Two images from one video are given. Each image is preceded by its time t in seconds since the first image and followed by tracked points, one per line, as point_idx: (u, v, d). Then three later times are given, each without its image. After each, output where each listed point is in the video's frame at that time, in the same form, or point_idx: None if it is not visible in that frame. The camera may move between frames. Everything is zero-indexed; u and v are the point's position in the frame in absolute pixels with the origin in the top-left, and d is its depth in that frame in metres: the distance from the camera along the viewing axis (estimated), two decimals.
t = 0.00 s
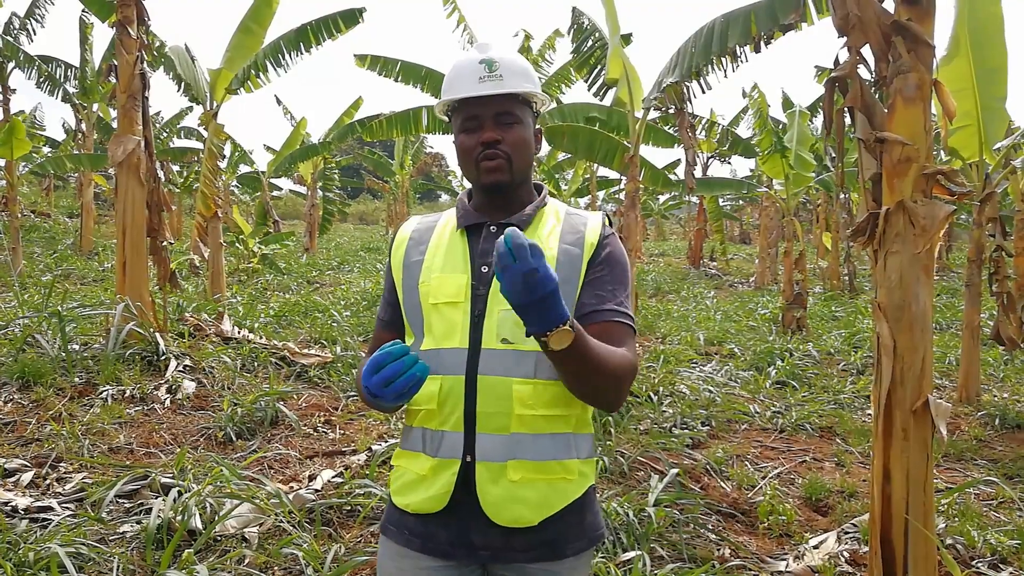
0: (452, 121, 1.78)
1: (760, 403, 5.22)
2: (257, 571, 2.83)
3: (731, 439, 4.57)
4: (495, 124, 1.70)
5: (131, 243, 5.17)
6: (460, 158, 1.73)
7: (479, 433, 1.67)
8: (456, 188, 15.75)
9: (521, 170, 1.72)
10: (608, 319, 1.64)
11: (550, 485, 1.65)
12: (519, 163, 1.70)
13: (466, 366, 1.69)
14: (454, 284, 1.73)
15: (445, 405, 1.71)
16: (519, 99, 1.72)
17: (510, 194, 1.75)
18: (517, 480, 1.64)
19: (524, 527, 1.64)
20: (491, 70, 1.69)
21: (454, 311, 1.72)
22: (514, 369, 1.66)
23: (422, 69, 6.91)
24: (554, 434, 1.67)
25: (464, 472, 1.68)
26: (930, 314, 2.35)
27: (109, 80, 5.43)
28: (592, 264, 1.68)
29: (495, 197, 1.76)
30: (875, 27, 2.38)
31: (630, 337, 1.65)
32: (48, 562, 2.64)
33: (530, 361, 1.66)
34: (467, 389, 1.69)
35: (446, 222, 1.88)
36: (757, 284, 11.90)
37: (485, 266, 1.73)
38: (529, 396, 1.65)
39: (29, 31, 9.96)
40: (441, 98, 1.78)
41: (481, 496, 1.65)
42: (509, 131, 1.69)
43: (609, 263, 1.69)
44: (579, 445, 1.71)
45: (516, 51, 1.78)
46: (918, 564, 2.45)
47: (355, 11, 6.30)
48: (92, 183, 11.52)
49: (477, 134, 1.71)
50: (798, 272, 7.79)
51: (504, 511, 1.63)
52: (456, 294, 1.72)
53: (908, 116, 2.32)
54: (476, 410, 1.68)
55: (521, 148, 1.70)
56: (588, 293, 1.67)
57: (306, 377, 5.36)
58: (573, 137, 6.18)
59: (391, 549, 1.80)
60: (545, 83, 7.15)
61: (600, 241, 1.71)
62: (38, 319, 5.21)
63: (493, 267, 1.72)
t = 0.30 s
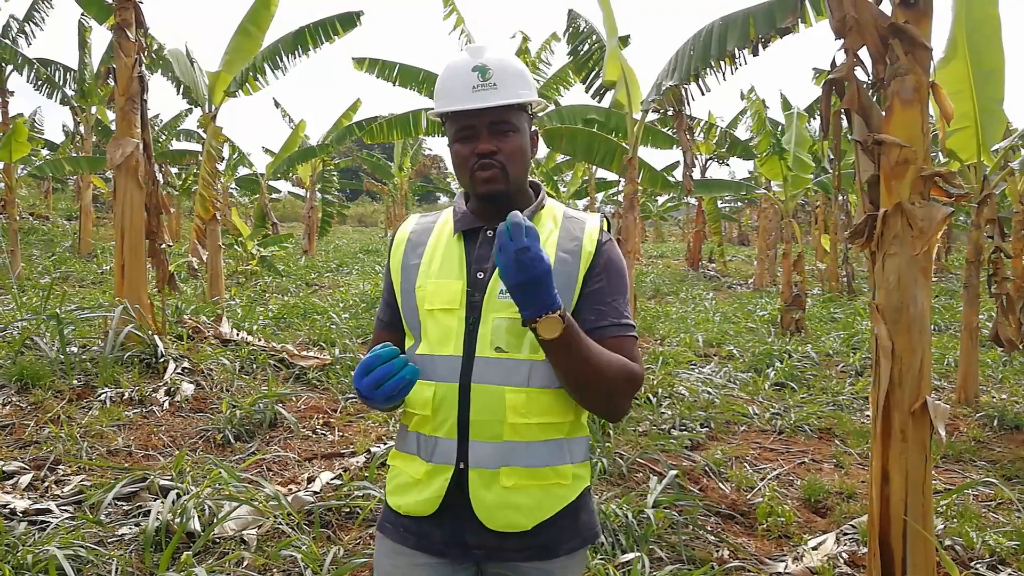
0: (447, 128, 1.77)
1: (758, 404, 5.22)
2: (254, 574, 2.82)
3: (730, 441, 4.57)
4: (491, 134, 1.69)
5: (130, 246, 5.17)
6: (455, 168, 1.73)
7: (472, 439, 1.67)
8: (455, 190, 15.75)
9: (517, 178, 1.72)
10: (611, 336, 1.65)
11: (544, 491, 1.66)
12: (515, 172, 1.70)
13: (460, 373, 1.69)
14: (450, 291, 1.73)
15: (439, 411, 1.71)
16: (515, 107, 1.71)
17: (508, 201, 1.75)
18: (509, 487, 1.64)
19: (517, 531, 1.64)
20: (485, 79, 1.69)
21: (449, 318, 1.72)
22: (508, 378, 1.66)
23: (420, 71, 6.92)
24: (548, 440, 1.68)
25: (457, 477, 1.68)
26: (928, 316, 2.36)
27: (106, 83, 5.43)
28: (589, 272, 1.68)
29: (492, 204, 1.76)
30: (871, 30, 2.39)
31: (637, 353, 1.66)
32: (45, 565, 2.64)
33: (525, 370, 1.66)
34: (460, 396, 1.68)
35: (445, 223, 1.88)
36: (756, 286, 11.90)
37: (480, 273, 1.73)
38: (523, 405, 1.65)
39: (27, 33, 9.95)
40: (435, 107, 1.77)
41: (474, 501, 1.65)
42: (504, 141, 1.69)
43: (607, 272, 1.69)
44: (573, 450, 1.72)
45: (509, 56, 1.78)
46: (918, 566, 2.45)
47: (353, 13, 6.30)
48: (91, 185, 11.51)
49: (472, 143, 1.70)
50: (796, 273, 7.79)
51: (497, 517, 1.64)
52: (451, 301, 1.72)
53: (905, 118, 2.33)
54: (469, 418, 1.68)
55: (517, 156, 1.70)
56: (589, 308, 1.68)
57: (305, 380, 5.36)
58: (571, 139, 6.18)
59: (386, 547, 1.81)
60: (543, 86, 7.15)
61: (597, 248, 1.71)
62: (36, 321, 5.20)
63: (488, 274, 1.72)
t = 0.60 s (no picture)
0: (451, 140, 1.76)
1: (758, 407, 5.22)
2: None
3: (730, 444, 4.58)
4: (495, 154, 1.68)
5: (129, 248, 5.17)
6: (459, 186, 1.73)
7: (473, 447, 1.68)
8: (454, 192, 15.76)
9: (521, 197, 1.72)
10: (614, 353, 1.68)
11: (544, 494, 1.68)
12: (520, 190, 1.70)
13: (461, 383, 1.69)
14: (450, 300, 1.72)
15: (440, 420, 1.71)
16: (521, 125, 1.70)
17: (511, 219, 1.76)
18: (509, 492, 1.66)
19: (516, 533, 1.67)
20: (492, 98, 1.69)
21: (450, 328, 1.72)
22: (508, 389, 1.66)
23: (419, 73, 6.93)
24: (547, 446, 1.70)
25: (457, 482, 1.70)
26: (928, 318, 2.36)
27: (106, 85, 5.43)
28: (590, 284, 1.67)
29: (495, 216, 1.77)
30: (871, 32, 2.39)
31: (637, 364, 1.72)
32: (45, 568, 2.63)
33: (523, 382, 1.66)
34: (461, 406, 1.69)
35: (446, 221, 1.86)
36: (756, 288, 11.91)
37: (481, 282, 1.73)
38: (523, 415, 1.66)
39: (27, 35, 9.95)
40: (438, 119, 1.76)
41: (475, 506, 1.67)
42: (509, 160, 1.68)
43: (609, 285, 1.69)
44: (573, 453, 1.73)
45: (515, 69, 1.76)
46: (918, 568, 2.45)
47: (352, 15, 6.31)
48: (90, 187, 11.51)
49: (476, 161, 1.69)
50: (796, 276, 7.80)
51: (497, 520, 1.66)
52: (453, 311, 1.71)
53: (904, 121, 2.34)
54: (469, 428, 1.68)
55: (521, 176, 1.70)
56: (595, 327, 1.69)
57: (305, 382, 5.36)
58: (571, 142, 6.18)
59: (389, 544, 1.82)
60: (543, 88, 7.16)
61: (600, 258, 1.70)
62: (36, 324, 5.20)
63: (490, 283, 1.72)
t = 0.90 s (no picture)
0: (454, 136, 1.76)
1: (756, 406, 5.23)
2: None
3: (727, 443, 4.58)
4: (499, 148, 1.69)
5: (126, 248, 5.18)
6: (462, 179, 1.72)
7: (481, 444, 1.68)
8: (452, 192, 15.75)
9: (524, 191, 1.72)
10: (613, 347, 1.69)
11: (550, 489, 1.68)
12: (523, 185, 1.70)
13: (469, 380, 1.70)
14: (457, 298, 1.72)
15: (449, 416, 1.71)
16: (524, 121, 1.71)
17: (513, 214, 1.76)
18: (517, 488, 1.66)
19: (524, 529, 1.68)
20: (496, 94, 1.69)
21: (457, 325, 1.72)
22: (516, 384, 1.66)
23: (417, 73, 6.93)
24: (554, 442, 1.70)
25: (466, 478, 1.69)
26: (925, 317, 2.36)
27: (103, 85, 5.43)
28: (593, 280, 1.68)
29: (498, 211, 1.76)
30: (867, 32, 2.40)
31: (631, 360, 1.72)
32: (43, 568, 2.63)
33: (530, 378, 1.66)
34: (470, 403, 1.69)
35: (446, 221, 1.85)
36: (753, 288, 11.91)
37: (487, 280, 1.73)
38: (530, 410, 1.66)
39: (24, 36, 9.94)
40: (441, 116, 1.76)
41: (484, 502, 1.67)
42: (512, 154, 1.68)
43: (610, 281, 1.70)
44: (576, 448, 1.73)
45: (518, 67, 1.77)
46: (914, 566, 2.45)
47: (349, 15, 6.30)
48: (88, 187, 11.50)
49: (479, 156, 1.69)
50: (794, 275, 7.81)
51: (506, 516, 1.66)
52: (460, 309, 1.71)
53: (901, 121, 2.34)
54: (479, 423, 1.69)
55: (524, 170, 1.70)
56: (593, 320, 1.70)
57: (303, 382, 5.35)
58: (568, 142, 6.18)
59: (393, 541, 1.81)
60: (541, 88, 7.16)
61: (600, 255, 1.70)
62: (33, 324, 5.19)
63: (495, 281, 1.73)
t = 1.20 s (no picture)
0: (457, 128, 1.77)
1: (756, 406, 5.23)
2: None
3: (727, 443, 4.58)
4: (504, 136, 1.70)
5: (126, 248, 5.18)
6: (466, 169, 1.73)
7: (489, 437, 1.69)
8: (453, 192, 15.76)
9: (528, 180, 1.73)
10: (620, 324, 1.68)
11: (557, 484, 1.68)
12: (527, 174, 1.71)
13: (477, 374, 1.70)
14: (464, 294, 1.72)
15: (457, 410, 1.71)
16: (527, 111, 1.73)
17: (517, 202, 1.76)
18: (527, 481, 1.66)
19: (531, 524, 1.67)
20: (501, 82, 1.69)
21: (464, 320, 1.72)
22: (524, 377, 1.67)
23: (417, 73, 6.93)
24: (562, 435, 1.70)
25: (475, 471, 1.70)
26: (925, 317, 2.37)
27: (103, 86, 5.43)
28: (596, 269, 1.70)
29: (501, 204, 1.76)
30: (866, 32, 2.40)
31: (641, 335, 1.71)
32: (43, 568, 2.63)
33: (537, 369, 1.67)
34: (479, 396, 1.70)
35: (449, 221, 1.85)
36: (753, 288, 11.92)
37: (492, 275, 1.74)
38: (539, 402, 1.67)
39: (24, 36, 9.94)
40: (445, 107, 1.77)
41: (493, 495, 1.67)
42: (516, 143, 1.69)
43: (612, 266, 1.72)
44: (582, 443, 1.74)
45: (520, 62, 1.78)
46: (915, 567, 2.45)
47: (350, 16, 6.31)
48: (88, 188, 11.51)
49: (484, 145, 1.70)
50: (794, 275, 7.81)
51: (515, 510, 1.66)
52: (467, 304, 1.71)
53: (900, 121, 2.34)
54: (487, 416, 1.69)
55: (528, 159, 1.71)
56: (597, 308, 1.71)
57: (303, 382, 5.36)
58: (568, 142, 6.18)
59: (397, 538, 1.81)
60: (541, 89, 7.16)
61: (602, 248, 1.72)
62: (33, 324, 5.20)
63: (501, 276, 1.73)
